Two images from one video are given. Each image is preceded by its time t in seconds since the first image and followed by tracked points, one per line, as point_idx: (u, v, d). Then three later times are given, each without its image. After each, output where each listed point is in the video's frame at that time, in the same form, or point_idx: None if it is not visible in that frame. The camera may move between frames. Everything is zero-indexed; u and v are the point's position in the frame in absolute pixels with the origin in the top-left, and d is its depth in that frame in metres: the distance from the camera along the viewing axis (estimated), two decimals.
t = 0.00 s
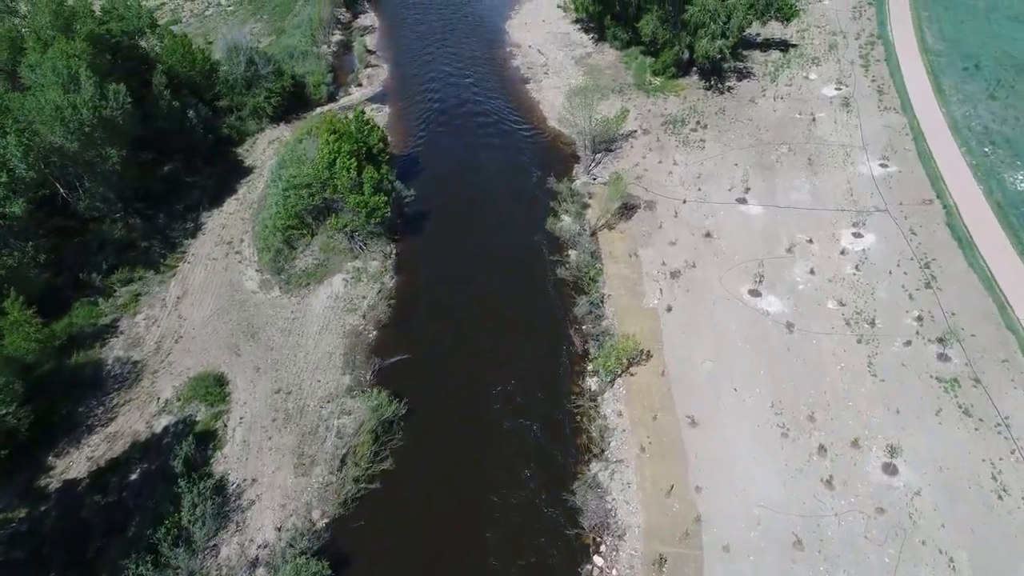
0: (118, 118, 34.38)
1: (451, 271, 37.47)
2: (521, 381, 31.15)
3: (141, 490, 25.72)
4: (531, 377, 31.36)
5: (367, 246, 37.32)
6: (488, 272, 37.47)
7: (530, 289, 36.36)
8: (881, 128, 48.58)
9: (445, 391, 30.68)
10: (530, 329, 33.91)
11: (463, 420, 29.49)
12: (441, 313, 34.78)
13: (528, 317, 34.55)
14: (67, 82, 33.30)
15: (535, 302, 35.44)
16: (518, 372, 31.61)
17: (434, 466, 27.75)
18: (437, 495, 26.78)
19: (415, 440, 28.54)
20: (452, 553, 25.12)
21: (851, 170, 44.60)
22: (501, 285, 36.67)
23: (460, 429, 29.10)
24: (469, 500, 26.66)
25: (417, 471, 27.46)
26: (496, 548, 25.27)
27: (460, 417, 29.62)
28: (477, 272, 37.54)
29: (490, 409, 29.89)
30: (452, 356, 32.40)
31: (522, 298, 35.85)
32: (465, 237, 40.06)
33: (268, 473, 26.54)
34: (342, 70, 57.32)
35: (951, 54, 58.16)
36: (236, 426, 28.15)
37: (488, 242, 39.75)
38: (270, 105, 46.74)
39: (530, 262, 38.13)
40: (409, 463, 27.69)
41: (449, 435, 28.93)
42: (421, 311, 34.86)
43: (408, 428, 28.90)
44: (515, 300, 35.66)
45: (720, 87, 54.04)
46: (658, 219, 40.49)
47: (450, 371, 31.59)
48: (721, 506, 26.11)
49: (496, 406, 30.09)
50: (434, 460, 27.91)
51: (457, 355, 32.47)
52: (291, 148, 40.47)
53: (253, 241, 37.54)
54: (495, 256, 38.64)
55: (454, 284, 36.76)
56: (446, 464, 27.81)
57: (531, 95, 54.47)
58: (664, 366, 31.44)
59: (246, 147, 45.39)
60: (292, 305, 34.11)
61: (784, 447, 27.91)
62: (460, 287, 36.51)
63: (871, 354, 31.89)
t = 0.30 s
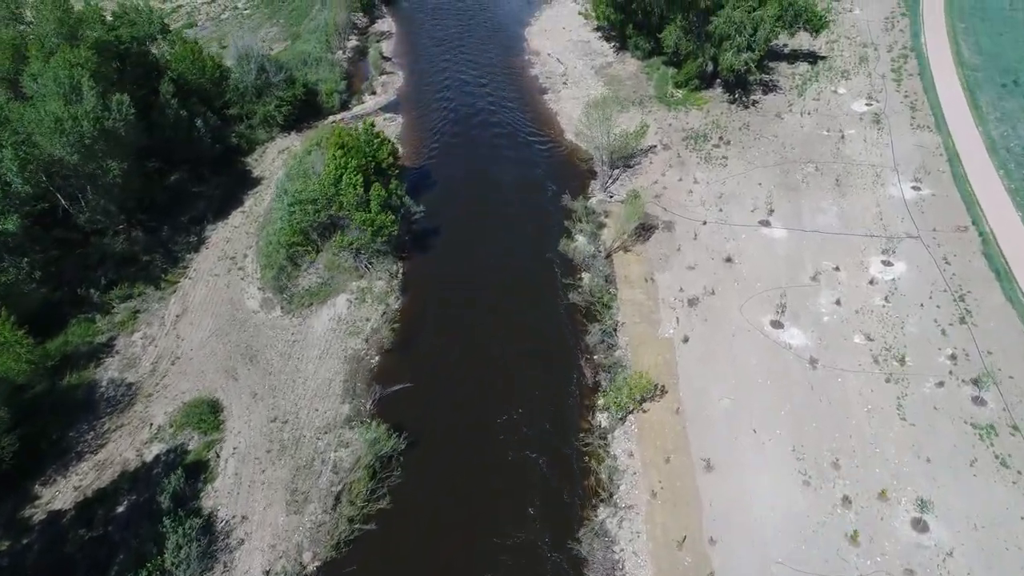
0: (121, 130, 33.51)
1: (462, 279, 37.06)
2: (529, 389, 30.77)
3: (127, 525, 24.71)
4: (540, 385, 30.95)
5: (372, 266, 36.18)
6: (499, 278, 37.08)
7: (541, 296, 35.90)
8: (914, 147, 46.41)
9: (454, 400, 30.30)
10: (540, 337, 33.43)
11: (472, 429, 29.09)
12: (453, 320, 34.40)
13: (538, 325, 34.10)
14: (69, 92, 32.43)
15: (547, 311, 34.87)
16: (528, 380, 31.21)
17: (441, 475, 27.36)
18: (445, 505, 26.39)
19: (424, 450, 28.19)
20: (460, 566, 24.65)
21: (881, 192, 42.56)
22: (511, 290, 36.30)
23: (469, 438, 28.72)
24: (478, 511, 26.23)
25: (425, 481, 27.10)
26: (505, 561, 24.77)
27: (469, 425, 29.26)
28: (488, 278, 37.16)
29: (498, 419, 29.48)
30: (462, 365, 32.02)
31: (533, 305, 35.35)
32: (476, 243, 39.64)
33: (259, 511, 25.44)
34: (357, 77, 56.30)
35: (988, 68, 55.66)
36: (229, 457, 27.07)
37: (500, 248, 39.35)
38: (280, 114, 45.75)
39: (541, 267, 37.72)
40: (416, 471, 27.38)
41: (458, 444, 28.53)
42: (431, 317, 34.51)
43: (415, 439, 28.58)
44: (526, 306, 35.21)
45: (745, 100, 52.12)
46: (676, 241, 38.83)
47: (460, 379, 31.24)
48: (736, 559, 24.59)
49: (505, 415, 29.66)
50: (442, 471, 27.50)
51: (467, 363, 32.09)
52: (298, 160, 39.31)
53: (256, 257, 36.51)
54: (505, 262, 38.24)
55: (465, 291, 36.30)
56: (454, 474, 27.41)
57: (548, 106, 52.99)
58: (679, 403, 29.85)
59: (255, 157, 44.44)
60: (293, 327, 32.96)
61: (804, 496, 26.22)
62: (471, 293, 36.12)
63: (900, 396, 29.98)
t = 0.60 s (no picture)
0: (117, 143, 32.55)
1: (467, 282, 36.73)
2: (533, 393, 30.57)
3: (107, 567, 23.59)
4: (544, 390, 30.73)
5: (374, 287, 34.98)
6: (504, 282, 36.73)
7: (546, 299, 35.60)
8: (944, 168, 44.32)
9: (458, 403, 30.14)
10: (545, 341, 33.14)
11: (475, 432, 28.97)
12: (457, 322, 34.20)
13: (544, 328, 33.85)
14: (64, 105, 31.46)
15: (552, 314, 34.59)
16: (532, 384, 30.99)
17: (445, 479, 27.25)
18: (448, 509, 26.29)
19: (428, 453, 28.08)
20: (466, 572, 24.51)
21: (909, 216, 40.57)
22: (514, 292, 36.06)
23: (472, 441, 28.60)
24: (483, 515, 26.10)
25: (429, 485, 26.98)
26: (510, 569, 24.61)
27: (472, 428, 29.12)
28: (493, 280, 36.87)
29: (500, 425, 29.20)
30: (465, 367, 31.81)
31: (538, 308, 35.06)
32: (483, 245, 39.29)
33: (245, 554, 24.24)
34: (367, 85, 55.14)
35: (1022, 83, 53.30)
36: (216, 493, 25.90)
37: (506, 250, 39.04)
38: (286, 124, 44.58)
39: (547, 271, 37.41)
40: (420, 475, 27.27)
41: (461, 447, 28.40)
42: (437, 319, 34.34)
43: (418, 443, 28.45)
44: (531, 309, 34.92)
45: (766, 115, 50.24)
46: (692, 265, 37.18)
47: (464, 381, 31.09)
48: None
49: (509, 418, 29.50)
50: (446, 474, 27.40)
51: (470, 366, 31.88)
52: (301, 173, 38.03)
53: (255, 275, 35.33)
54: (511, 266, 37.88)
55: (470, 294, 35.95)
56: (458, 477, 27.30)
57: (562, 118, 51.46)
58: (691, 444, 28.30)
59: (260, 168, 43.35)
60: (290, 352, 31.68)
61: (823, 553, 24.64)
62: (476, 295, 35.83)
63: (929, 442, 28.16)
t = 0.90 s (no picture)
0: (114, 158, 31.68)
1: (477, 289, 36.42)
2: (541, 402, 30.27)
3: None
4: (552, 400, 30.42)
5: (376, 309, 33.74)
6: (514, 290, 36.36)
7: (555, 309, 35.13)
8: (977, 191, 42.17)
9: (465, 412, 29.90)
10: (554, 352, 32.70)
11: (482, 440, 28.73)
12: (465, 330, 33.91)
13: (552, 336, 33.50)
14: (60, 118, 30.49)
15: (561, 323, 34.23)
16: (540, 395, 30.60)
17: (451, 488, 27.03)
18: (455, 518, 26.06)
19: (434, 464, 27.79)
20: None
21: (939, 243, 38.53)
22: (523, 301, 35.61)
23: (478, 449, 28.37)
24: (491, 525, 25.84)
25: (436, 495, 26.76)
26: None
27: (479, 437, 28.87)
28: (502, 289, 36.41)
29: (507, 436, 28.84)
30: (473, 375, 31.58)
31: (547, 318, 34.63)
32: (492, 254, 38.73)
33: None
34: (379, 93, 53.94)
35: None
36: (203, 533, 24.70)
37: (516, 259, 38.46)
38: (293, 134, 43.45)
39: (556, 282, 36.83)
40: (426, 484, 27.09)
41: (467, 456, 28.18)
42: (442, 334, 33.57)
43: (425, 452, 28.25)
44: (540, 319, 34.50)
45: (789, 131, 48.33)
46: (709, 292, 35.49)
47: (471, 390, 30.80)
48: None
49: (516, 428, 29.24)
50: (453, 484, 27.16)
51: (477, 374, 31.63)
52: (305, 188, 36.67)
53: (254, 294, 34.13)
54: (520, 274, 37.41)
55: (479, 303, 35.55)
56: (465, 486, 27.07)
57: (577, 131, 49.91)
58: (705, 492, 26.73)
59: (264, 181, 42.24)
60: (286, 381, 30.38)
61: None
62: (484, 303, 35.43)
63: (961, 495, 26.28)
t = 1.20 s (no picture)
0: (109, 174, 30.76)
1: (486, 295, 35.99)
2: (549, 411, 29.91)
3: None
4: (560, 408, 30.04)
5: (377, 334, 32.39)
6: (524, 297, 35.86)
7: (566, 318, 34.55)
8: (1012, 217, 40.00)
9: (472, 419, 29.61)
10: (563, 362, 32.18)
11: (490, 449, 28.44)
12: (474, 336, 33.56)
13: (562, 345, 33.03)
14: (54, 133, 29.55)
15: (571, 332, 33.73)
16: (548, 405, 30.17)
17: (458, 496, 26.79)
18: (462, 526, 25.86)
19: (441, 472, 27.58)
20: None
21: (972, 273, 36.48)
22: (533, 310, 35.06)
23: (485, 457, 28.13)
24: (498, 534, 25.60)
25: (443, 503, 26.54)
26: None
27: (486, 445, 28.60)
28: (512, 297, 35.83)
29: (515, 447, 28.44)
30: (481, 381, 31.26)
31: (557, 326, 34.11)
32: (501, 264, 38.00)
33: None
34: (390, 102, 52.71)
35: None
36: None
37: (526, 268, 37.78)
38: (299, 147, 42.37)
39: (567, 292, 36.07)
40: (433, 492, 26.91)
41: (475, 464, 27.93)
42: (447, 358, 32.31)
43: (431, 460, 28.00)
44: (550, 326, 34.04)
45: (813, 149, 46.36)
46: (727, 323, 33.76)
47: (479, 398, 30.48)
48: None
49: (524, 436, 28.89)
50: (459, 492, 26.92)
51: (485, 381, 31.28)
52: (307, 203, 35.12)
53: (251, 315, 32.93)
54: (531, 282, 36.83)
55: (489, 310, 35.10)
56: (472, 494, 26.84)
57: (592, 145, 48.30)
58: (717, 546, 25.10)
59: (268, 194, 41.13)
60: (280, 412, 29.08)
61: None
62: (493, 311, 34.90)
63: (995, 556, 24.44)
